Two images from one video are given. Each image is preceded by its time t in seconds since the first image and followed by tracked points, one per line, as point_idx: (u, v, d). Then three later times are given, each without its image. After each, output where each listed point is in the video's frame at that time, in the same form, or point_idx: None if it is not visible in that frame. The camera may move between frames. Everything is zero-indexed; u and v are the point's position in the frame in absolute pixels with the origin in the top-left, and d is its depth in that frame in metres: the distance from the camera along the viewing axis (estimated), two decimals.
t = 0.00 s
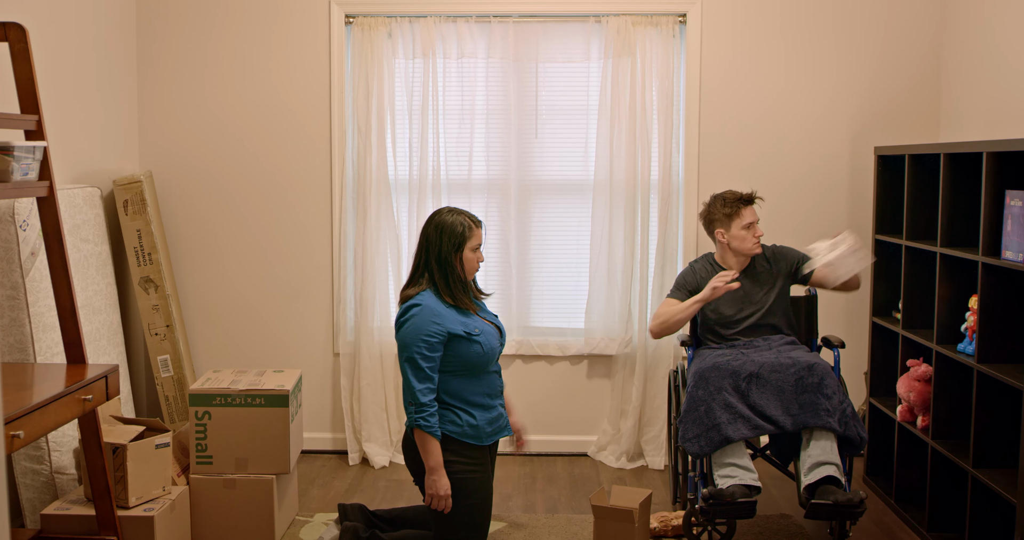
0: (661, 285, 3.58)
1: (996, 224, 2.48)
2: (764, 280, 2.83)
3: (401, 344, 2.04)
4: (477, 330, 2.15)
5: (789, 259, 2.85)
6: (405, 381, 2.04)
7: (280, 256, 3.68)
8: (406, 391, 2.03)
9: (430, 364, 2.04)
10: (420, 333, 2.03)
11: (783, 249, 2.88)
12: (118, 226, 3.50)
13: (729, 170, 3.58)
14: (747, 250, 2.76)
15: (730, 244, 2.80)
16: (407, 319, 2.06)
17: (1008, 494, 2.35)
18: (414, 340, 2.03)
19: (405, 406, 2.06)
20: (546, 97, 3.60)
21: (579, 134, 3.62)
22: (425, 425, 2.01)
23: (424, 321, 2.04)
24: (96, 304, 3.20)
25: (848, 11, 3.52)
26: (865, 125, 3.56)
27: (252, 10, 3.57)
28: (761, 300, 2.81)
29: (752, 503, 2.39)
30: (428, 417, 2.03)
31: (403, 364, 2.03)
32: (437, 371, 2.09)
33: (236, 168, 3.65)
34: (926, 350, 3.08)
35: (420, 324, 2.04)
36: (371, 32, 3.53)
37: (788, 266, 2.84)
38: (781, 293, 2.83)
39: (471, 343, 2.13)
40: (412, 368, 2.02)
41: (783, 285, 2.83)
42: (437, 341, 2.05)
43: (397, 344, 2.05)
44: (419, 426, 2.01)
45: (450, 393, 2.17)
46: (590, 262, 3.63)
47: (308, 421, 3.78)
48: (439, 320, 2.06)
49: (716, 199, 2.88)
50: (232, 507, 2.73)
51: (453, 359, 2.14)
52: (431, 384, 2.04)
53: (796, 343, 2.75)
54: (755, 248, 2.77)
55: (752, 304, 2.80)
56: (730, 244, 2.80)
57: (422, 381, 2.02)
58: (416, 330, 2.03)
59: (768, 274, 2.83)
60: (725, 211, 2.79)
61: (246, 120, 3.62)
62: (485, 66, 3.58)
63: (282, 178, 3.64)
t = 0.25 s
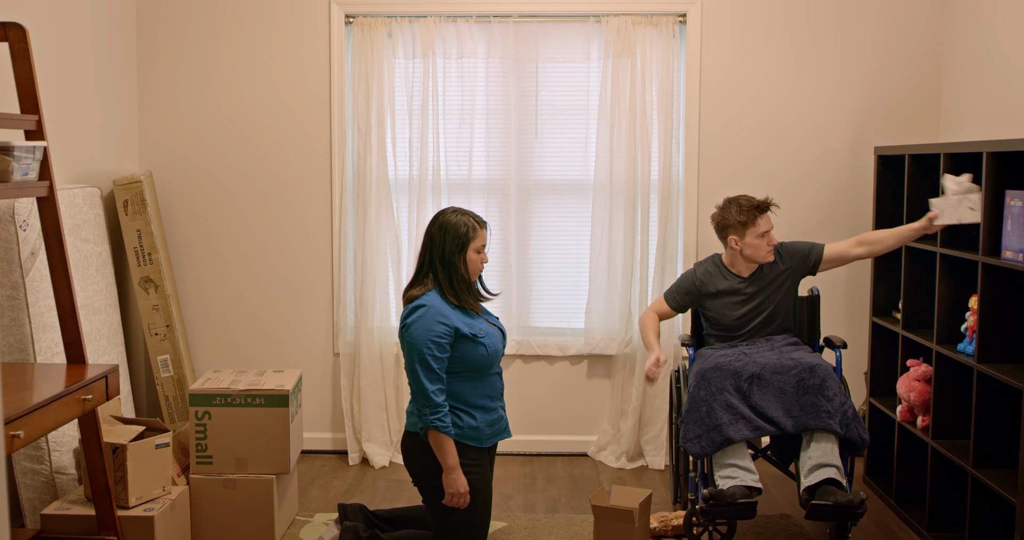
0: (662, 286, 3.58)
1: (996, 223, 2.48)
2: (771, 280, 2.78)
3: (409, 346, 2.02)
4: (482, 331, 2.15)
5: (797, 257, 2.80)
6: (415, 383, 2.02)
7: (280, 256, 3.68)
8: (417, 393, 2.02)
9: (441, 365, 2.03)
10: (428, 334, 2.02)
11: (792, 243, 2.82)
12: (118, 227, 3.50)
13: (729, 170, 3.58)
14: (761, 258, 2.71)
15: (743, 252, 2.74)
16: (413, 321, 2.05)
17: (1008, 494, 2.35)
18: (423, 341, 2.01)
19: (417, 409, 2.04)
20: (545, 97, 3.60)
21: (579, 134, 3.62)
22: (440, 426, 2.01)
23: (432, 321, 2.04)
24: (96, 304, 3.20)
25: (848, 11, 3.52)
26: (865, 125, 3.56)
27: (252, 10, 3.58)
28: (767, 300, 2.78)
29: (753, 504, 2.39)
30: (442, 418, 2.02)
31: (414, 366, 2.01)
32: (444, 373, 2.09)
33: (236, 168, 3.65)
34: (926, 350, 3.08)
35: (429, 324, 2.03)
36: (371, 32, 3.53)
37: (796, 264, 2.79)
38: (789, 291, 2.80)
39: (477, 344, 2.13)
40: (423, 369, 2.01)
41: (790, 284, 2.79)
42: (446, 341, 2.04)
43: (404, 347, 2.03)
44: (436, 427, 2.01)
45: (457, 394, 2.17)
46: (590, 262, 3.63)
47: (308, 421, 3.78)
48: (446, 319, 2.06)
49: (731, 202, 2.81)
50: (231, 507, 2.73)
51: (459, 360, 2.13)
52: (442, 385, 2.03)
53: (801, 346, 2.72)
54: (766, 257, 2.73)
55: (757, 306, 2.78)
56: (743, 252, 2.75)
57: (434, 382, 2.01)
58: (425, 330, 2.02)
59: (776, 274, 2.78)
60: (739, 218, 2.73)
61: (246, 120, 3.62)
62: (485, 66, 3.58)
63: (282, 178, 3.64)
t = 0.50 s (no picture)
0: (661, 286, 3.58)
1: (996, 223, 2.48)
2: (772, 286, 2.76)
3: (412, 351, 2.01)
4: (483, 336, 2.15)
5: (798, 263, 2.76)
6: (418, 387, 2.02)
7: (280, 256, 3.68)
8: (422, 398, 2.01)
9: (444, 370, 2.03)
10: (430, 339, 2.01)
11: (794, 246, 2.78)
12: (118, 227, 3.50)
13: (729, 170, 3.58)
14: (763, 263, 2.68)
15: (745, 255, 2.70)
16: (414, 324, 2.04)
17: (1008, 495, 2.35)
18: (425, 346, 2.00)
19: (422, 413, 2.03)
20: (545, 97, 3.60)
21: (578, 134, 3.62)
22: (448, 430, 2.00)
23: (434, 326, 2.03)
24: (96, 304, 3.20)
25: (848, 11, 3.52)
26: (865, 125, 3.56)
27: (252, 10, 3.57)
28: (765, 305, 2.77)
29: (751, 504, 2.39)
30: (450, 422, 2.01)
31: (417, 371, 2.01)
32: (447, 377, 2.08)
33: (236, 169, 3.64)
34: (926, 350, 3.08)
35: (431, 329, 2.03)
36: (371, 32, 3.53)
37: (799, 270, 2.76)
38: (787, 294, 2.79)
39: (478, 350, 2.13)
40: (427, 374, 2.00)
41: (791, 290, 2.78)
42: (447, 345, 2.04)
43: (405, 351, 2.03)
44: (444, 432, 2.00)
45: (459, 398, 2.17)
46: (590, 262, 3.63)
47: (308, 420, 3.78)
48: (448, 324, 2.06)
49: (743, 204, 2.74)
50: (231, 507, 2.73)
51: (459, 365, 2.13)
52: (445, 390, 2.02)
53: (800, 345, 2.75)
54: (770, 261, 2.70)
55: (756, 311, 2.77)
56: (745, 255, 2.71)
57: (439, 386, 2.01)
58: (428, 335, 2.01)
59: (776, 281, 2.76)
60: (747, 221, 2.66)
61: (246, 120, 3.62)
62: (485, 66, 3.58)
63: (282, 178, 3.64)
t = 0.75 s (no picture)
0: (662, 286, 3.58)
1: (996, 223, 2.48)
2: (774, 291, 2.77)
3: (411, 360, 2.00)
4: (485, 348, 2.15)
5: (798, 268, 2.77)
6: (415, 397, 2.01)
7: (280, 256, 3.68)
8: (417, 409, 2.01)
9: (443, 382, 2.02)
10: (431, 351, 2.00)
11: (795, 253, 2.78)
12: (118, 227, 3.50)
13: (729, 170, 3.58)
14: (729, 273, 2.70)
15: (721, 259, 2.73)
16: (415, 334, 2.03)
17: (1008, 495, 2.35)
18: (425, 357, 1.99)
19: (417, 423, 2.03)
20: (545, 97, 3.60)
21: (579, 134, 3.62)
22: (439, 444, 2.00)
23: (436, 337, 2.02)
24: (96, 304, 3.20)
25: (848, 11, 3.52)
26: (865, 125, 3.56)
27: (252, 10, 3.57)
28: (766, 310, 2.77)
29: (753, 505, 2.39)
30: (443, 434, 2.01)
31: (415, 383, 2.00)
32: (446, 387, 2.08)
33: (236, 169, 3.64)
34: (926, 350, 3.08)
35: (432, 340, 2.01)
36: (371, 32, 3.53)
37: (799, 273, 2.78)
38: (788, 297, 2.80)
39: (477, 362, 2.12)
40: (424, 386, 2.00)
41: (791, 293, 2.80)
42: (447, 358, 2.03)
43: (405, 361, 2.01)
44: (436, 444, 2.00)
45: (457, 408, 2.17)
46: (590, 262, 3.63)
47: (308, 420, 3.78)
48: (450, 336, 2.04)
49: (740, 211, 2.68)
50: (232, 507, 2.73)
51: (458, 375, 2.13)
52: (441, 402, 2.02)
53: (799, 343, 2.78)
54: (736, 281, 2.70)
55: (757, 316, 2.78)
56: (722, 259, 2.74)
57: (435, 398, 2.00)
58: (428, 347, 2.00)
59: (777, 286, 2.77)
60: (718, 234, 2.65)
61: (247, 120, 3.62)
62: (485, 66, 3.58)
63: (282, 178, 3.64)
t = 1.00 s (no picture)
0: (662, 286, 3.58)
1: (996, 223, 2.48)
2: (767, 296, 2.83)
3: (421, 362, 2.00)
4: (492, 354, 2.15)
5: (791, 279, 2.86)
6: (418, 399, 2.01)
7: (280, 256, 3.68)
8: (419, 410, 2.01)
9: (449, 385, 2.02)
10: (440, 354, 2.01)
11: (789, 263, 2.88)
12: (118, 227, 3.50)
13: (729, 170, 3.58)
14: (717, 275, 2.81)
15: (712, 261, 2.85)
16: (427, 335, 2.03)
17: (1009, 495, 2.35)
18: (434, 360, 2.00)
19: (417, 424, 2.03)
20: (545, 97, 3.60)
21: (579, 134, 3.62)
22: (437, 447, 2.00)
23: (445, 340, 2.02)
24: (96, 303, 3.20)
25: (848, 11, 3.52)
26: (865, 126, 3.56)
27: (251, 10, 3.57)
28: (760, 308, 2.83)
29: (753, 505, 2.38)
30: (441, 436, 2.01)
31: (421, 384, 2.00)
32: (451, 391, 2.08)
33: (236, 169, 3.64)
34: (925, 350, 3.08)
35: (442, 343, 2.02)
36: (371, 32, 3.53)
37: (791, 283, 2.86)
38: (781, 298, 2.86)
39: (484, 366, 2.13)
40: (429, 388, 2.00)
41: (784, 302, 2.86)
42: (455, 361, 2.03)
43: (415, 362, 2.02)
44: (432, 447, 2.00)
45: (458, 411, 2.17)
46: (590, 263, 3.63)
47: (307, 420, 3.78)
48: (459, 339, 2.05)
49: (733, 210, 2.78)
50: (232, 506, 2.73)
51: (463, 377, 2.13)
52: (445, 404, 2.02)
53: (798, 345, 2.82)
54: (723, 280, 2.81)
55: (750, 319, 2.84)
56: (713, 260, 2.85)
57: (440, 401, 2.01)
58: (437, 350, 2.01)
59: (771, 291, 2.84)
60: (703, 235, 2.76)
61: (247, 120, 3.62)
62: (485, 66, 3.58)
63: (282, 178, 3.64)
